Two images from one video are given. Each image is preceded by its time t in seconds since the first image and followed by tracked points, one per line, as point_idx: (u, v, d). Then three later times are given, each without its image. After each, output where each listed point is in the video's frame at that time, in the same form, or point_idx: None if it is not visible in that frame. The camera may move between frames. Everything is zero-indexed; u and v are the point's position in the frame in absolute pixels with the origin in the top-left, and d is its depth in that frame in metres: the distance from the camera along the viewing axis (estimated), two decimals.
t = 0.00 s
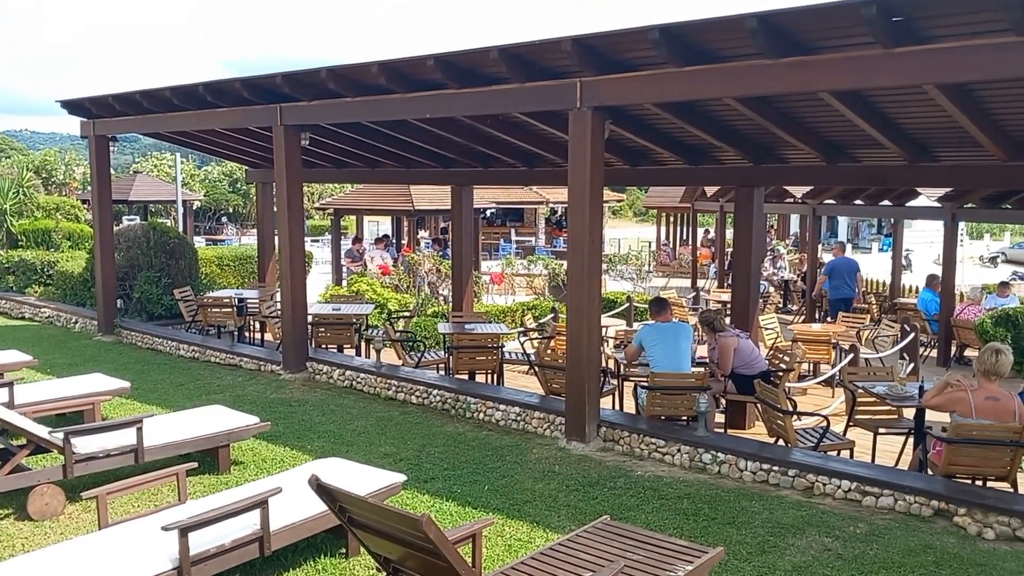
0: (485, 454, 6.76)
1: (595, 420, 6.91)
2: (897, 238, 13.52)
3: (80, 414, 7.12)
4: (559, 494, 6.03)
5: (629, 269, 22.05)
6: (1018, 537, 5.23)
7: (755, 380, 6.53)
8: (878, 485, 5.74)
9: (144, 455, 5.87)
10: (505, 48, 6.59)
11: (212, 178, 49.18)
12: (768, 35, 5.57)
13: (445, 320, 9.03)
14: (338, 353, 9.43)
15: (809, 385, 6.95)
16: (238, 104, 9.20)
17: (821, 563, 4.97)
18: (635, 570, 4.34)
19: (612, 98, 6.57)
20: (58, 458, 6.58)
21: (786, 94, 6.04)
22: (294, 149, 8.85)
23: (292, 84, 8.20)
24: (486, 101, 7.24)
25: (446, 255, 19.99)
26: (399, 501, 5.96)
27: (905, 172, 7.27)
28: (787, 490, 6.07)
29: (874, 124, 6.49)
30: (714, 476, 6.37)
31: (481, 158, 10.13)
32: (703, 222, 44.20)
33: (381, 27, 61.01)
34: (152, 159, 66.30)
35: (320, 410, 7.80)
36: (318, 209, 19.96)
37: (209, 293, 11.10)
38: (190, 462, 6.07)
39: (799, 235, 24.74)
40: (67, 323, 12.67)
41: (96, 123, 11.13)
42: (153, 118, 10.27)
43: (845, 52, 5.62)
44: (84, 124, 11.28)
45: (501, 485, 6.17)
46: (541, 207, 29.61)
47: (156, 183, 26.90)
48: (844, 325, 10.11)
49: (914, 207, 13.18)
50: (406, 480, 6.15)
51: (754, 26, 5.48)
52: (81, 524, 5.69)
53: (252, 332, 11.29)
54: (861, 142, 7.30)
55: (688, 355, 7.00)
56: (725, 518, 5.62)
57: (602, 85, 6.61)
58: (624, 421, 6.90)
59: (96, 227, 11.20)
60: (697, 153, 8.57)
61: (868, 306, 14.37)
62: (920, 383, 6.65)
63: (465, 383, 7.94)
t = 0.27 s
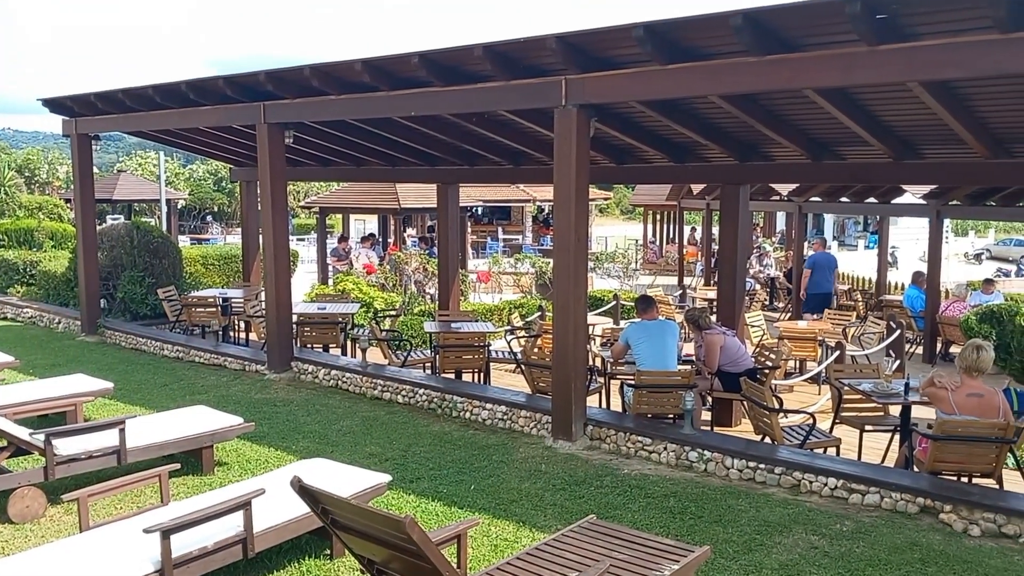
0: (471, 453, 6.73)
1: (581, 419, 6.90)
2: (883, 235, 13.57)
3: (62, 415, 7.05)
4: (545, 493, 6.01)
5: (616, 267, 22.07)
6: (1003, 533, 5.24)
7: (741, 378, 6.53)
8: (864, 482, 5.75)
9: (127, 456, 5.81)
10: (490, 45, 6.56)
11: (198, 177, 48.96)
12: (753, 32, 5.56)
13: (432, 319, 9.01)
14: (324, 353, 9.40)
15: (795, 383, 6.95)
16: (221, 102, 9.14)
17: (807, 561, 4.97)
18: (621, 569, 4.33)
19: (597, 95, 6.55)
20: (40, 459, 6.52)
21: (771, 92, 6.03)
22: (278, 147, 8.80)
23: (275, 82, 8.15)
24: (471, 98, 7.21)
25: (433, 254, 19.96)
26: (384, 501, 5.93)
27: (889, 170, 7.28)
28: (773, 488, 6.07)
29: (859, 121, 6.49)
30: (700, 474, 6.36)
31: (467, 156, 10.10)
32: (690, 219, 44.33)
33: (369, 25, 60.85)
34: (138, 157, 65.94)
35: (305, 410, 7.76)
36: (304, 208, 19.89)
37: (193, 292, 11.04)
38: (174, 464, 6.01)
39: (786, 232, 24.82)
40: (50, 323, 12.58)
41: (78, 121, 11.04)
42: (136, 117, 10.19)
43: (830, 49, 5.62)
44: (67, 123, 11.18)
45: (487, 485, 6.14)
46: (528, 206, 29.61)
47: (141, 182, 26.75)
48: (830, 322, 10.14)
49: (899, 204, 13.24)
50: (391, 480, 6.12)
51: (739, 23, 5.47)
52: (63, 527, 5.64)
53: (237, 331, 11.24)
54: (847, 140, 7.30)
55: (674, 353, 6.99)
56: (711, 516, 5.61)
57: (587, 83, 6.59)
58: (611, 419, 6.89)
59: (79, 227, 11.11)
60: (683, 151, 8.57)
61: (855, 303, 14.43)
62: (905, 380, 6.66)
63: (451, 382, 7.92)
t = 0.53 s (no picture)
0: (457, 452, 6.71)
1: (567, 417, 6.89)
2: (868, 232, 13.63)
3: (43, 416, 7.00)
4: (531, 492, 5.99)
5: (603, 265, 22.10)
6: (986, 529, 5.26)
7: (726, 376, 6.53)
8: (849, 479, 5.76)
9: (109, 457, 5.75)
10: (473, 42, 6.54)
11: (184, 176, 48.78)
12: (737, 29, 5.55)
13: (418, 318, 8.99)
14: (309, 352, 9.37)
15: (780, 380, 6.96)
16: (204, 99, 9.08)
17: (792, 559, 4.97)
18: (605, 566, 4.32)
19: (582, 93, 6.53)
20: (21, 461, 6.46)
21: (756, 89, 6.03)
22: (261, 145, 8.75)
23: (258, 80, 8.11)
24: (456, 96, 7.18)
25: (419, 252, 19.93)
26: (369, 501, 5.91)
27: (874, 167, 7.30)
28: (759, 485, 6.07)
29: (843, 118, 6.50)
30: (686, 471, 6.36)
31: (452, 154, 10.07)
32: (677, 217, 44.46)
33: (356, 23, 60.69)
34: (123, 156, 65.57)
35: (291, 410, 7.73)
36: (289, 206, 19.83)
37: (177, 292, 10.98)
38: (157, 465, 5.96)
39: (772, 230, 24.92)
40: (32, 324, 12.49)
41: (60, 120, 10.95)
42: (118, 115, 10.12)
43: (813, 47, 5.62)
44: (49, 121, 11.09)
45: (473, 484, 6.13)
46: (515, 204, 29.60)
47: (125, 181, 26.61)
48: (816, 319, 10.17)
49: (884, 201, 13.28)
50: (376, 480, 6.09)
51: (723, 20, 5.45)
52: (44, 529, 5.59)
53: (222, 331, 11.19)
54: (831, 137, 7.32)
55: (660, 351, 6.99)
56: (697, 514, 5.61)
57: (571, 80, 6.58)
58: (597, 417, 6.88)
59: (61, 227, 11.03)
60: (668, 148, 8.56)
61: (841, 300, 14.48)
62: (890, 376, 6.67)
63: (438, 381, 7.91)
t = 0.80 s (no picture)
0: (441, 452, 6.70)
1: (552, 416, 6.89)
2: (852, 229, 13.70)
3: (22, 418, 6.93)
4: (515, 491, 5.98)
5: (587, 262, 22.14)
6: (967, 525, 5.29)
7: (710, 373, 6.54)
8: (831, 476, 5.78)
9: (90, 459, 5.69)
10: (456, 41, 6.51)
11: (168, 175, 48.51)
12: (719, 27, 5.55)
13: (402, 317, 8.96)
14: (292, 352, 9.33)
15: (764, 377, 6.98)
16: (185, 98, 9.01)
17: (775, 556, 4.98)
18: (588, 565, 4.31)
19: (565, 91, 6.53)
20: None
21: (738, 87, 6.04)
22: (242, 144, 8.71)
23: (239, 78, 8.05)
24: (439, 94, 7.16)
25: (403, 250, 19.90)
26: (353, 501, 5.88)
27: (856, 165, 7.33)
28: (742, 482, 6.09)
29: (826, 116, 6.52)
30: (670, 469, 6.37)
31: (436, 153, 10.05)
32: (662, 215, 44.60)
33: (341, 20, 60.48)
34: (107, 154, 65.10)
35: (273, 410, 7.69)
36: (272, 205, 19.74)
37: (159, 291, 10.91)
38: (139, 466, 5.90)
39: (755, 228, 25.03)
40: (12, 324, 12.38)
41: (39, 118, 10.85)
42: (99, 113, 10.03)
43: (795, 45, 5.63)
44: (28, 120, 10.99)
45: (457, 483, 6.11)
46: (500, 202, 29.59)
47: (105, 180, 26.40)
48: (799, 317, 10.22)
49: (867, 199, 13.35)
50: (360, 480, 6.07)
51: (705, 18, 5.45)
52: (23, 532, 5.55)
53: (204, 330, 11.13)
54: (813, 136, 7.34)
55: (644, 349, 6.99)
56: (681, 512, 5.61)
57: (554, 79, 6.57)
58: (581, 416, 6.88)
59: (41, 226, 10.93)
60: (651, 147, 8.58)
61: (824, 298, 14.57)
62: (872, 373, 6.70)
63: (422, 380, 7.89)
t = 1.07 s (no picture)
0: (423, 451, 6.68)
1: (534, 414, 6.88)
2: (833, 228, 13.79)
3: None
4: (497, 490, 5.97)
5: (571, 261, 22.18)
6: (945, 520, 5.33)
7: (691, 371, 6.56)
8: (812, 473, 5.80)
9: (68, 461, 5.61)
10: (436, 38, 6.49)
11: (150, 174, 48.22)
12: (699, 25, 5.56)
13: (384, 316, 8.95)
14: (274, 352, 9.30)
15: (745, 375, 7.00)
16: (165, 96, 8.95)
17: (756, 553, 4.99)
18: (568, 562, 4.29)
19: (546, 89, 6.52)
20: None
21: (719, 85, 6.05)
22: (222, 142, 8.66)
23: (219, 76, 8.00)
24: (420, 92, 7.14)
25: (385, 250, 19.87)
26: (333, 501, 5.86)
27: (836, 163, 7.37)
28: (723, 480, 6.10)
29: (806, 114, 6.54)
30: (651, 467, 6.38)
31: (418, 151, 10.03)
32: (646, 213, 44.73)
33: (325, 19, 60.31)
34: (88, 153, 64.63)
35: (254, 411, 7.66)
36: (253, 205, 19.66)
37: (139, 292, 10.85)
38: (118, 467, 5.83)
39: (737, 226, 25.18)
40: None
41: (17, 117, 10.75)
42: (78, 112, 9.94)
43: (774, 43, 5.65)
44: (6, 119, 10.89)
45: (439, 483, 6.10)
46: (484, 201, 29.60)
47: (84, 180, 26.20)
48: (780, 315, 10.28)
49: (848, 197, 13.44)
50: (341, 480, 6.05)
51: (685, 15, 5.46)
52: None
53: (185, 331, 11.07)
54: (794, 134, 7.37)
55: (626, 347, 7.01)
56: (662, 509, 5.62)
57: (536, 77, 6.56)
58: (563, 414, 6.88)
59: (20, 226, 10.83)
60: (633, 145, 8.59)
61: (806, 295, 14.66)
62: (852, 371, 6.74)
63: (404, 380, 7.88)
